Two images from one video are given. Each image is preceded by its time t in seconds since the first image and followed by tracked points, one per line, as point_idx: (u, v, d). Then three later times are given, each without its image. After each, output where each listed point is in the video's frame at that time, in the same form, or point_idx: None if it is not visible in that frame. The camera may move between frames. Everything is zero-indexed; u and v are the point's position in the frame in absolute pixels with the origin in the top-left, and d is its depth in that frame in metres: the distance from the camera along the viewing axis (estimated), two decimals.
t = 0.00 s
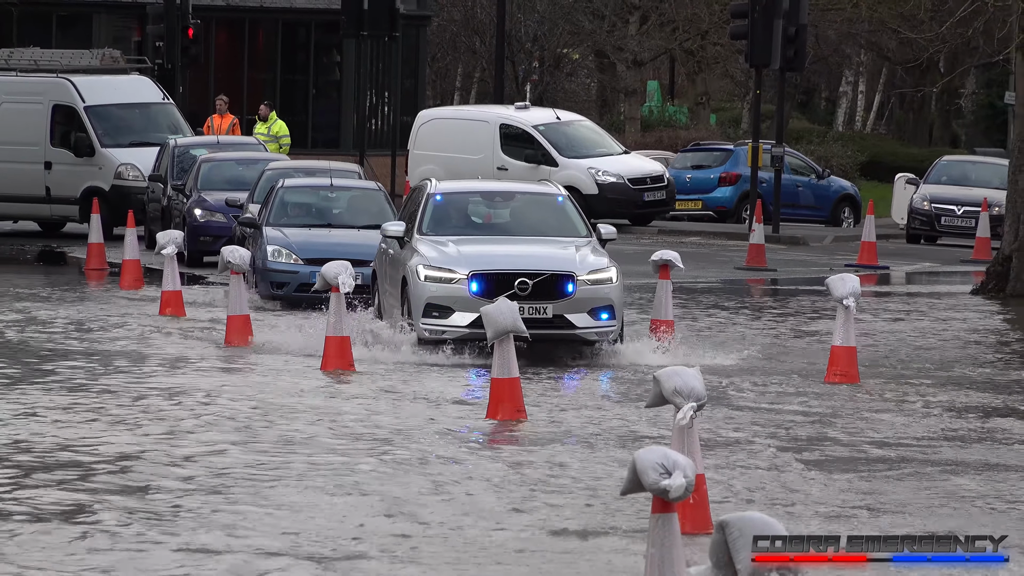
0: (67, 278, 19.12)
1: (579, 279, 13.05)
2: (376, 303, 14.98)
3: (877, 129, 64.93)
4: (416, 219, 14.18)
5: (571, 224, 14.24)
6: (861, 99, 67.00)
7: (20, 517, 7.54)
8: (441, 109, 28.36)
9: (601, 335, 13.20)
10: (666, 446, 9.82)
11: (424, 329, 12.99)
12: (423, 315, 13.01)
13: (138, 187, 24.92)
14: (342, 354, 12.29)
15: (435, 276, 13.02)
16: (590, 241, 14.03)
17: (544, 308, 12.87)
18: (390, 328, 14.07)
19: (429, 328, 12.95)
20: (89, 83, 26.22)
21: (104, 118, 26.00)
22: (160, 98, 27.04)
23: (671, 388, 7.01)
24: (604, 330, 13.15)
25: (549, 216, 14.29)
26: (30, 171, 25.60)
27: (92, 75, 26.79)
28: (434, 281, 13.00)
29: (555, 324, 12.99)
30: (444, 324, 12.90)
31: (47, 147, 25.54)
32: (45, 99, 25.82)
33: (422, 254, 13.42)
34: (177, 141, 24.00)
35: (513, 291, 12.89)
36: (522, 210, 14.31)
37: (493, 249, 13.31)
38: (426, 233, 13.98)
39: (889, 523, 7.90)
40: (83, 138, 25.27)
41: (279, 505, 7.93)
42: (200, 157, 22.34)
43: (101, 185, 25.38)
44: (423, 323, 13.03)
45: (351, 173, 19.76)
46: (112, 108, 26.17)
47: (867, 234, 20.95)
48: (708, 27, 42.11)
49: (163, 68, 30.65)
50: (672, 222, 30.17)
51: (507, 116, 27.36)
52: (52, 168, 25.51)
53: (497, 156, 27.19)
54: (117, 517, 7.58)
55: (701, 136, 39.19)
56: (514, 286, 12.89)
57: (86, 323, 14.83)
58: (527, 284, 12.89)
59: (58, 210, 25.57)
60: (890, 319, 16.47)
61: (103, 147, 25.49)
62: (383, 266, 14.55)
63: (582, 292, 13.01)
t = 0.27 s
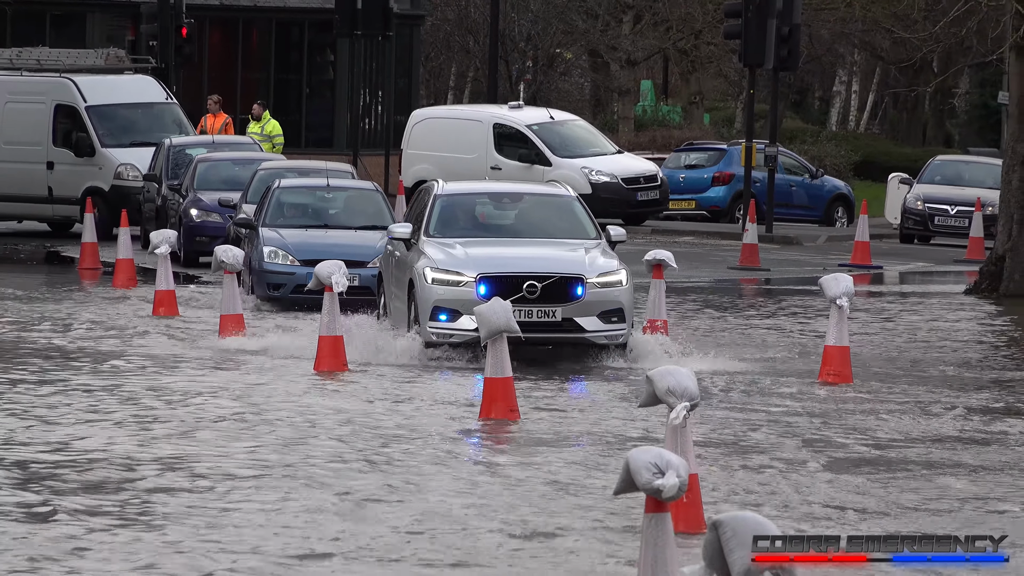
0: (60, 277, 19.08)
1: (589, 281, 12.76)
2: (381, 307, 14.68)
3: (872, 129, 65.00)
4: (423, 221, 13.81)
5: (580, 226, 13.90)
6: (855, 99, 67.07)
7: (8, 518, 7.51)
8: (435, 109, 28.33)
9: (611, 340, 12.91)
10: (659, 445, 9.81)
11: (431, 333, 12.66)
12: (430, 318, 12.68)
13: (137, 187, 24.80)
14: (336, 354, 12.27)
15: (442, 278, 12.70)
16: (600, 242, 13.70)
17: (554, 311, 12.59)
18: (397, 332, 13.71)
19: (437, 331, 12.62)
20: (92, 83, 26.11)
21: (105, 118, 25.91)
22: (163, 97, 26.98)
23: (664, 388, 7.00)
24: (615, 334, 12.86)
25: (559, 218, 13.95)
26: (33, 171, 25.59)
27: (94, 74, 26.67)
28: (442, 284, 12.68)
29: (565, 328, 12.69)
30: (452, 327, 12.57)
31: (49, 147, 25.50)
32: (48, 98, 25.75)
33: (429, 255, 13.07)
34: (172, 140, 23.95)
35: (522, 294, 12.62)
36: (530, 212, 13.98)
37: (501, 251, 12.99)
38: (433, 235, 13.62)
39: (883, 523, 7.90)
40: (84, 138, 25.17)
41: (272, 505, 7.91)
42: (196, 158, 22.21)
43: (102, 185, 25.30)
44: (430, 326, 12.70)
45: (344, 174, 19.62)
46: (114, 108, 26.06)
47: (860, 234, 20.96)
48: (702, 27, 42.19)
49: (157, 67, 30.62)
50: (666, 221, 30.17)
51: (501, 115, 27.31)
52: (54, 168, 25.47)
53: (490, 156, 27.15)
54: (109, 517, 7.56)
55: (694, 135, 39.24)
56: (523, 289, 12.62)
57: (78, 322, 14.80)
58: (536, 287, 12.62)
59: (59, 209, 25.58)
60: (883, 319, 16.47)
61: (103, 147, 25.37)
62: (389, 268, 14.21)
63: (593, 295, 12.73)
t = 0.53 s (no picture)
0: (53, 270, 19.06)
1: (597, 278, 12.52)
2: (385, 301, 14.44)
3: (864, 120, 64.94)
4: (429, 216, 13.63)
5: (588, 220, 13.70)
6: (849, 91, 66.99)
7: None
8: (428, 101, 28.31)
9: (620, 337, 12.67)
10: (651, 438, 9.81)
11: (437, 331, 12.43)
12: (436, 316, 12.46)
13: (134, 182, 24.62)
14: (327, 347, 12.24)
15: (448, 275, 12.48)
16: (609, 238, 13.50)
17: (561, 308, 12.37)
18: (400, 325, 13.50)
19: (443, 328, 12.41)
20: (95, 78, 26.05)
21: (106, 112, 25.80)
22: (165, 92, 26.85)
23: (656, 381, 6.99)
24: (623, 331, 12.62)
25: (566, 213, 13.75)
26: (34, 165, 25.56)
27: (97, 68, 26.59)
28: (448, 281, 12.46)
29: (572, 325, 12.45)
30: (458, 325, 12.34)
31: (50, 141, 25.44)
32: (50, 92, 25.72)
33: (436, 252, 12.87)
34: (166, 133, 23.90)
35: (529, 291, 12.37)
36: (537, 206, 13.78)
37: (508, 247, 12.77)
38: (439, 230, 13.43)
39: (876, 515, 7.92)
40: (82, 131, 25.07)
41: (267, 498, 7.90)
42: (190, 150, 22.13)
43: (100, 180, 25.15)
44: (436, 323, 12.49)
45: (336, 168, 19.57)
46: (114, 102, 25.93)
47: (853, 227, 20.96)
48: (694, 19, 42.12)
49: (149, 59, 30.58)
50: (658, 214, 30.18)
51: (492, 108, 27.35)
52: (55, 162, 25.40)
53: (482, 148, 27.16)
54: (105, 511, 7.56)
55: (686, 128, 39.19)
56: (530, 285, 12.38)
57: (70, 315, 14.79)
58: (544, 283, 12.38)
59: (60, 204, 25.46)
60: (875, 311, 16.48)
61: (102, 141, 25.22)
62: (393, 261, 14.03)
63: (601, 291, 12.50)
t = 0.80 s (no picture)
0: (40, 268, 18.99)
1: (600, 278, 12.34)
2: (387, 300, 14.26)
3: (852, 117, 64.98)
4: (429, 215, 13.48)
5: (590, 219, 13.54)
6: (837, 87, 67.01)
7: None
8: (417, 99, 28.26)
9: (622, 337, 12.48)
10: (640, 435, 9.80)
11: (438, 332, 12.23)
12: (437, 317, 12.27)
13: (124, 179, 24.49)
14: (315, 345, 12.23)
15: (449, 275, 12.29)
16: (611, 237, 13.31)
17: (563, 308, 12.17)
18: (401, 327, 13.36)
19: (444, 329, 12.23)
20: (91, 76, 25.94)
21: (100, 110, 25.68)
22: (160, 89, 26.65)
23: (643, 378, 6.97)
24: (626, 331, 12.43)
25: (568, 212, 13.58)
26: (30, 163, 25.49)
27: (93, 65, 26.46)
28: (448, 281, 12.27)
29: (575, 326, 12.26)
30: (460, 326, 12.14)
31: (45, 139, 25.38)
32: (45, 89, 25.65)
33: (436, 251, 12.70)
34: (156, 130, 23.82)
35: (531, 291, 12.18)
36: (538, 205, 13.62)
37: (510, 247, 12.58)
38: (440, 229, 13.28)
39: (867, 512, 7.91)
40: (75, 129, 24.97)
41: (260, 497, 7.86)
42: (181, 148, 22.03)
43: (92, 177, 25.04)
44: (436, 323, 12.32)
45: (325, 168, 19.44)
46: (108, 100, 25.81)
47: (841, 223, 20.98)
48: (682, 16, 42.09)
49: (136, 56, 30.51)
50: (646, 211, 30.18)
51: (481, 105, 27.26)
52: (49, 159, 25.33)
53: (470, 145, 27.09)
54: (98, 510, 7.51)
55: (674, 124, 39.18)
56: (532, 285, 12.19)
57: (58, 313, 14.76)
58: (546, 283, 12.18)
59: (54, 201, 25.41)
60: (863, 308, 16.49)
61: (95, 139, 25.12)
62: (393, 260, 13.89)
63: (603, 291, 12.31)
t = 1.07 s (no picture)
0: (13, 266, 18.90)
1: (590, 279, 12.04)
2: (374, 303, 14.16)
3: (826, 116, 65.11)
4: (417, 216, 13.20)
5: (580, 220, 13.25)
6: (811, 87, 67.20)
7: None
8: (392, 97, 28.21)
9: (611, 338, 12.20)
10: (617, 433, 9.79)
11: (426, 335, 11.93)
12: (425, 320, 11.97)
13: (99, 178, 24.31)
14: (289, 338, 12.31)
15: (437, 277, 11.99)
16: (601, 238, 13.02)
17: (552, 311, 11.88)
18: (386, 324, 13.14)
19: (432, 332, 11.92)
20: (70, 75, 25.77)
21: (79, 110, 25.53)
22: (141, 88, 26.43)
23: (617, 376, 6.97)
24: (616, 333, 12.15)
25: (557, 214, 13.29)
26: (9, 162, 25.39)
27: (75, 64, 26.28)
28: (436, 283, 11.97)
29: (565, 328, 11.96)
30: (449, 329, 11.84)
31: (25, 138, 25.27)
32: (25, 88, 25.53)
33: (424, 253, 12.41)
34: (130, 129, 23.71)
35: (520, 293, 11.88)
36: (528, 207, 13.34)
37: (498, 248, 12.28)
38: (427, 231, 12.99)
39: (844, 511, 7.90)
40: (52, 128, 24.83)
41: (241, 495, 7.82)
42: (156, 147, 21.91)
43: (68, 176, 24.89)
44: (425, 326, 12.03)
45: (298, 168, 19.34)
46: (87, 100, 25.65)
47: (814, 222, 21.03)
48: (656, 15, 42.14)
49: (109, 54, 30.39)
50: (620, 209, 30.17)
51: (454, 104, 27.21)
52: (29, 159, 25.20)
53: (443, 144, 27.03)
54: (78, 508, 7.46)
55: (647, 124, 39.19)
56: (521, 287, 11.88)
57: (29, 311, 14.68)
58: (535, 285, 11.88)
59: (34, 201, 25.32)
60: (836, 307, 16.51)
61: (72, 138, 24.98)
62: (380, 261, 13.72)
63: (593, 293, 12.02)
